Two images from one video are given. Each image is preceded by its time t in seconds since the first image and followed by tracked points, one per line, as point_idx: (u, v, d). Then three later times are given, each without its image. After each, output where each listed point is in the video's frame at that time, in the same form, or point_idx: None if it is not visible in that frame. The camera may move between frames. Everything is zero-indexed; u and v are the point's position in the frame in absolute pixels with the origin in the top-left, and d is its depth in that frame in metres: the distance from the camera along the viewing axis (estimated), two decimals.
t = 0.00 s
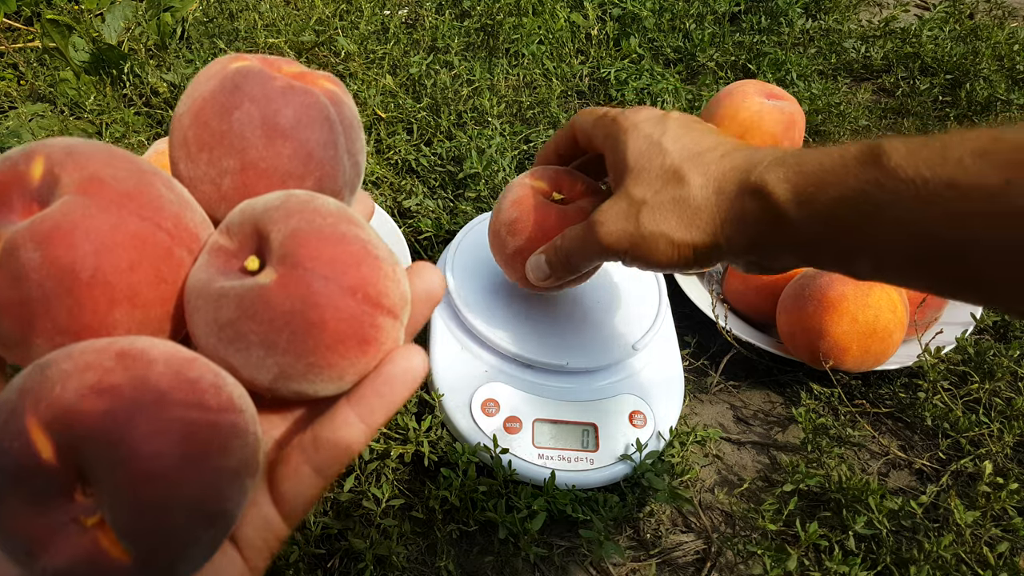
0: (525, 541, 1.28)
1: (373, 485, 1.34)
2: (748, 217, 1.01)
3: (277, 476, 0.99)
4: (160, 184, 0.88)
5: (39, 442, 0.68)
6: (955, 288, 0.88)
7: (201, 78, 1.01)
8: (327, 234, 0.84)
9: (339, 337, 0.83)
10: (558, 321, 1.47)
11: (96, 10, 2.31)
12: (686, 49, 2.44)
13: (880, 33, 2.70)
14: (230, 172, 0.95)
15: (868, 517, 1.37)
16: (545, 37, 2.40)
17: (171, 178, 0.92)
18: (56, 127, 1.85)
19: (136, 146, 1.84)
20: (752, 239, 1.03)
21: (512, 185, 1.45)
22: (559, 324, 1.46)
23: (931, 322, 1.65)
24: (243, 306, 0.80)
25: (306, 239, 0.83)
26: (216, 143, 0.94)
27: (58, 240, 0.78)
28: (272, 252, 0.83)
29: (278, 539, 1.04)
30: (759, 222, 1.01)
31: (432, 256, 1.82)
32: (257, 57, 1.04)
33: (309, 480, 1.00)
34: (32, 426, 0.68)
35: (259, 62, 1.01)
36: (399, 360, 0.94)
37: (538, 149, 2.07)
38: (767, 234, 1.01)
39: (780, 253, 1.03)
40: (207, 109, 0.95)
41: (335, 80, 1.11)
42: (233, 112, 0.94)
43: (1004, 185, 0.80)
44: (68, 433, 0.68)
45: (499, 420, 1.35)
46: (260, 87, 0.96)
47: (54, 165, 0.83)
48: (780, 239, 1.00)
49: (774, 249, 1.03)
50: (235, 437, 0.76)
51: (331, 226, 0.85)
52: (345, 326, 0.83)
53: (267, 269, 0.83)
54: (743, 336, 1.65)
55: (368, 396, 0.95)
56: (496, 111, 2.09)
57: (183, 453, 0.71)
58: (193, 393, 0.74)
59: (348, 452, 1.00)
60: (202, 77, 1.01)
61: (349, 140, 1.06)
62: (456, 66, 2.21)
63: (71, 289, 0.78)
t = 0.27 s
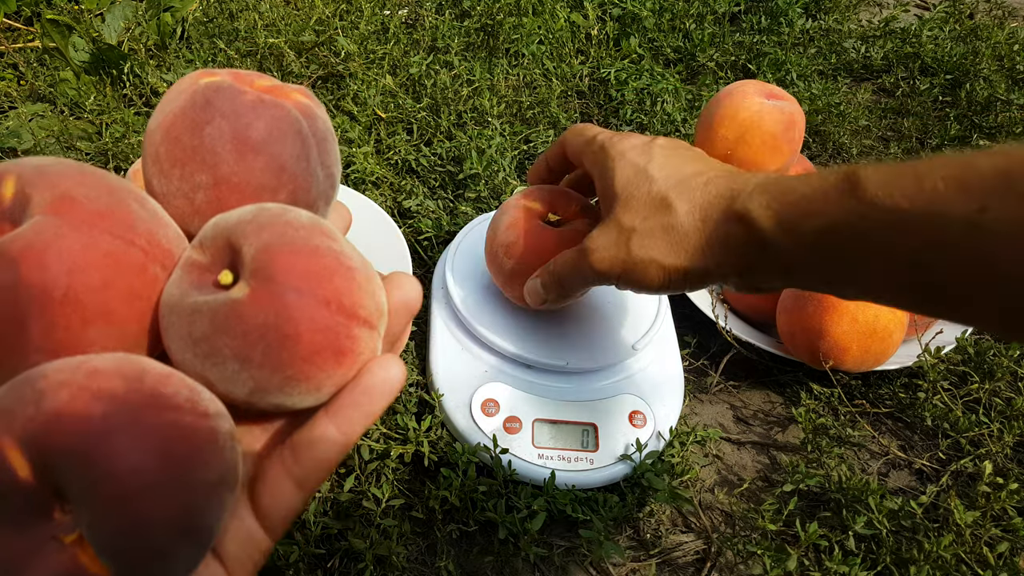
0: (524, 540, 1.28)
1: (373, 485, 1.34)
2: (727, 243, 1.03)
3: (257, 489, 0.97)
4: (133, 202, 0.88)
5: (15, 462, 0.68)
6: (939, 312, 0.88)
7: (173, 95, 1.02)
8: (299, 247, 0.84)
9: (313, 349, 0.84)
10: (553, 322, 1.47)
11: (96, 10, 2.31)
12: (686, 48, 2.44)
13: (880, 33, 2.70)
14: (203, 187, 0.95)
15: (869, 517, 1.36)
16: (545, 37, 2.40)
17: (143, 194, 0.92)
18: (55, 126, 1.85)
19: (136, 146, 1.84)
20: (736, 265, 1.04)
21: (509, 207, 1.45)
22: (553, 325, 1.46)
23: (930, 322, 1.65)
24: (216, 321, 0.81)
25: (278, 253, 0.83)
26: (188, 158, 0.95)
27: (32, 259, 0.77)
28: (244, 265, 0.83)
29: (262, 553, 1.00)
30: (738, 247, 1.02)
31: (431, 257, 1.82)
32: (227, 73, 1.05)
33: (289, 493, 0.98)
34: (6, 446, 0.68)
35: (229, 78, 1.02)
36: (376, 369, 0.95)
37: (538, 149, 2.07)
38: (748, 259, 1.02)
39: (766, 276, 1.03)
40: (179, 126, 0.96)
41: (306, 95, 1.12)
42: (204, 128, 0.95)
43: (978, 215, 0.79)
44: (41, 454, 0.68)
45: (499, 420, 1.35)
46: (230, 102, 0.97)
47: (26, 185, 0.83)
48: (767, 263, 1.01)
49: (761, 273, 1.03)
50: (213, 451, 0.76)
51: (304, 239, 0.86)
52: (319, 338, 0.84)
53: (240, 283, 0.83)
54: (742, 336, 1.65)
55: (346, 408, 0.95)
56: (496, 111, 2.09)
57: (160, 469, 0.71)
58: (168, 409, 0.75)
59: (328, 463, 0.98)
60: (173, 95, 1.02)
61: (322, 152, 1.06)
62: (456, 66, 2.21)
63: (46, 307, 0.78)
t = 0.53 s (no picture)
0: (524, 541, 1.28)
1: (373, 485, 1.33)
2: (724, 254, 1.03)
3: (278, 480, 0.97)
4: (156, 192, 0.88)
5: (42, 450, 0.68)
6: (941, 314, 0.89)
7: (195, 87, 1.01)
8: (323, 239, 0.84)
9: (336, 341, 0.83)
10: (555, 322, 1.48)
11: (96, 10, 2.31)
12: (686, 48, 2.44)
13: (881, 33, 2.70)
14: (225, 179, 0.94)
15: (869, 517, 1.36)
16: (545, 37, 2.40)
17: (167, 186, 0.92)
18: (55, 126, 1.85)
19: (136, 146, 1.84)
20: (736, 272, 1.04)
21: (499, 221, 1.45)
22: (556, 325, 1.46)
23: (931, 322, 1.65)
24: (240, 312, 0.80)
25: (302, 245, 0.82)
26: (211, 151, 0.94)
27: (55, 250, 0.77)
28: (268, 257, 0.83)
29: (282, 544, 1.00)
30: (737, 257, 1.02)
31: (431, 256, 1.82)
32: (249, 66, 1.03)
33: (310, 484, 0.97)
34: (32, 433, 0.68)
35: (251, 70, 1.01)
36: (398, 362, 0.93)
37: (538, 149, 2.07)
38: (748, 267, 1.02)
39: (767, 281, 1.03)
40: (201, 118, 0.95)
41: (328, 88, 1.10)
42: (227, 120, 0.94)
43: (978, 222, 0.79)
44: (69, 440, 0.68)
45: (499, 421, 1.35)
46: (253, 95, 0.95)
47: (51, 175, 0.83)
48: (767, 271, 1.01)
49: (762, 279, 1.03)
50: (237, 441, 0.76)
51: (327, 231, 0.85)
52: (342, 330, 0.83)
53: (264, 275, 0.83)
54: (742, 336, 1.65)
55: (368, 400, 0.94)
56: (496, 111, 2.09)
57: (184, 458, 0.70)
58: (193, 397, 0.74)
59: (350, 455, 0.97)
60: (195, 88, 1.01)
61: (343, 146, 1.05)
62: (456, 66, 2.21)
63: (69, 298, 0.78)
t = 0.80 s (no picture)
0: (524, 541, 1.27)
1: (373, 485, 1.33)
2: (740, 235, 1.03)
3: (274, 476, 0.96)
4: (154, 187, 0.88)
5: (36, 445, 0.68)
6: (959, 298, 0.93)
7: (195, 81, 1.01)
8: (320, 233, 0.84)
9: (333, 336, 0.83)
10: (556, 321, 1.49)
11: (96, 10, 2.31)
12: (686, 48, 2.44)
13: (881, 32, 2.70)
14: (223, 173, 0.94)
15: (868, 517, 1.36)
16: (545, 37, 2.40)
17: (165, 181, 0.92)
18: (55, 127, 1.85)
19: (136, 146, 1.84)
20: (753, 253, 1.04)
21: (500, 220, 1.45)
22: (556, 325, 1.48)
23: (931, 322, 1.65)
24: (236, 305, 0.80)
25: (299, 239, 0.82)
26: (209, 144, 0.94)
27: (50, 243, 0.78)
28: (265, 251, 0.83)
29: (277, 543, 0.99)
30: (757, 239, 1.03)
31: (431, 256, 1.82)
32: (249, 61, 1.03)
33: (307, 481, 0.97)
34: (26, 429, 0.68)
35: (251, 65, 1.00)
36: (395, 356, 0.93)
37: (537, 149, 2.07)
38: (769, 248, 1.03)
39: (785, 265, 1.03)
40: (200, 112, 0.95)
41: (328, 82, 1.10)
42: (225, 113, 0.93)
43: (1004, 208, 0.84)
44: (64, 437, 0.68)
45: (499, 421, 1.35)
46: (252, 88, 0.95)
47: (47, 169, 0.83)
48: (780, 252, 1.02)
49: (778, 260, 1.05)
50: (232, 438, 0.76)
51: (325, 225, 0.85)
52: (340, 324, 0.83)
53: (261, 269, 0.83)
54: (742, 336, 1.65)
55: (365, 395, 0.94)
56: (495, 111, 2.09)
57: (180, 452, 0.70)
58: (189, 394, 0.74)
59: (346, 450, 0.97)
60: (194, 82, 1.01)
61: (343, 140, 1.04)
62: (456, 66, 2.21)
63: (64, 292, 0.78)
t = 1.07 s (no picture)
0: (524, 540, 1.27)
1: (373, 485, 1.33)
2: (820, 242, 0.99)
3: (231, 482, 0.94)
4: (107, 188, 0.86)
5: None
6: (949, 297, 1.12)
7: (154, 80, 0.99)
8: (275, 233, 0.80)
9: (288, 340, 0.79)
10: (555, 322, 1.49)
11: (96, 10, 2.30)
12: (686, 48, 2.44)
13: (880, 32, 2.70)
14: (180, 173, 0.92)
15: (868, 517, 1.37)
16: (545, 37, 2.40)
17: (122, 180, 0.91)
18: (55, 126, 1.85)
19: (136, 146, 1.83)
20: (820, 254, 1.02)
21: (500, 221, 1.45)
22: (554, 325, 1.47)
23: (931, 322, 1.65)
24: (187, 309, 0.77)
25: (252, 238, 0.78)
26: (165, 144, 0.92)
27: None
28: (219, 251, 0.80)
29: (234, 549, 0.98)
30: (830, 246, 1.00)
31: (431, 257, 1.82)
32: (211, 60, 1.01)
33: (263, 486, 0.95)
34: None
35: (213, 64, 0.98)
36: (355, 359, 0.88)
37: (538, 149, 2.07)
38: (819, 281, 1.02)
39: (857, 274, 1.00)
40: (158, 112, 0.93)
41: (293, 82, 1.08)
42: (183, 113, 0.92)
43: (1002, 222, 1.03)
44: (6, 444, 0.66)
45: (499, 421, 1.35)
46: (210, 88, 0.93)
47: None
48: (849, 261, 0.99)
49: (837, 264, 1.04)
50: (184, 442, 0.74)
51: (280, 225, 0.81)
52: (295, 328, 0.79)
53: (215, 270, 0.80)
54: (742, 336, 1.65)
55: (322, 398, 0.89)
56: (496, 111, 2.09)
57: (126, 459, 0.68)
58: (138, 398, 0.72)
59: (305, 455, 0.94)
60: (153, 82, 1.00)
61: (305, 139, 1.02)
62: (456, 66, 2.21)
63: (13, 294, 0.76)
